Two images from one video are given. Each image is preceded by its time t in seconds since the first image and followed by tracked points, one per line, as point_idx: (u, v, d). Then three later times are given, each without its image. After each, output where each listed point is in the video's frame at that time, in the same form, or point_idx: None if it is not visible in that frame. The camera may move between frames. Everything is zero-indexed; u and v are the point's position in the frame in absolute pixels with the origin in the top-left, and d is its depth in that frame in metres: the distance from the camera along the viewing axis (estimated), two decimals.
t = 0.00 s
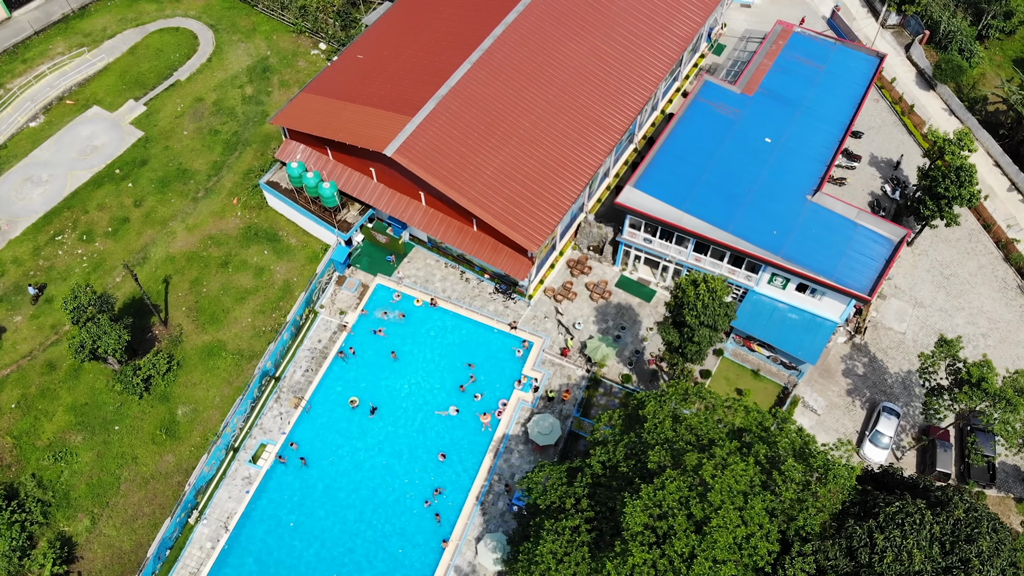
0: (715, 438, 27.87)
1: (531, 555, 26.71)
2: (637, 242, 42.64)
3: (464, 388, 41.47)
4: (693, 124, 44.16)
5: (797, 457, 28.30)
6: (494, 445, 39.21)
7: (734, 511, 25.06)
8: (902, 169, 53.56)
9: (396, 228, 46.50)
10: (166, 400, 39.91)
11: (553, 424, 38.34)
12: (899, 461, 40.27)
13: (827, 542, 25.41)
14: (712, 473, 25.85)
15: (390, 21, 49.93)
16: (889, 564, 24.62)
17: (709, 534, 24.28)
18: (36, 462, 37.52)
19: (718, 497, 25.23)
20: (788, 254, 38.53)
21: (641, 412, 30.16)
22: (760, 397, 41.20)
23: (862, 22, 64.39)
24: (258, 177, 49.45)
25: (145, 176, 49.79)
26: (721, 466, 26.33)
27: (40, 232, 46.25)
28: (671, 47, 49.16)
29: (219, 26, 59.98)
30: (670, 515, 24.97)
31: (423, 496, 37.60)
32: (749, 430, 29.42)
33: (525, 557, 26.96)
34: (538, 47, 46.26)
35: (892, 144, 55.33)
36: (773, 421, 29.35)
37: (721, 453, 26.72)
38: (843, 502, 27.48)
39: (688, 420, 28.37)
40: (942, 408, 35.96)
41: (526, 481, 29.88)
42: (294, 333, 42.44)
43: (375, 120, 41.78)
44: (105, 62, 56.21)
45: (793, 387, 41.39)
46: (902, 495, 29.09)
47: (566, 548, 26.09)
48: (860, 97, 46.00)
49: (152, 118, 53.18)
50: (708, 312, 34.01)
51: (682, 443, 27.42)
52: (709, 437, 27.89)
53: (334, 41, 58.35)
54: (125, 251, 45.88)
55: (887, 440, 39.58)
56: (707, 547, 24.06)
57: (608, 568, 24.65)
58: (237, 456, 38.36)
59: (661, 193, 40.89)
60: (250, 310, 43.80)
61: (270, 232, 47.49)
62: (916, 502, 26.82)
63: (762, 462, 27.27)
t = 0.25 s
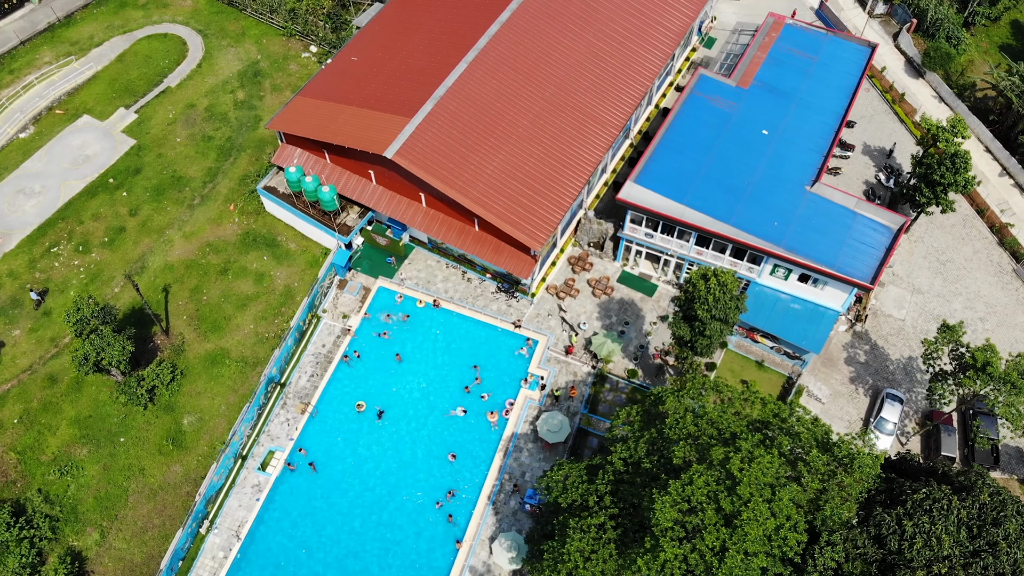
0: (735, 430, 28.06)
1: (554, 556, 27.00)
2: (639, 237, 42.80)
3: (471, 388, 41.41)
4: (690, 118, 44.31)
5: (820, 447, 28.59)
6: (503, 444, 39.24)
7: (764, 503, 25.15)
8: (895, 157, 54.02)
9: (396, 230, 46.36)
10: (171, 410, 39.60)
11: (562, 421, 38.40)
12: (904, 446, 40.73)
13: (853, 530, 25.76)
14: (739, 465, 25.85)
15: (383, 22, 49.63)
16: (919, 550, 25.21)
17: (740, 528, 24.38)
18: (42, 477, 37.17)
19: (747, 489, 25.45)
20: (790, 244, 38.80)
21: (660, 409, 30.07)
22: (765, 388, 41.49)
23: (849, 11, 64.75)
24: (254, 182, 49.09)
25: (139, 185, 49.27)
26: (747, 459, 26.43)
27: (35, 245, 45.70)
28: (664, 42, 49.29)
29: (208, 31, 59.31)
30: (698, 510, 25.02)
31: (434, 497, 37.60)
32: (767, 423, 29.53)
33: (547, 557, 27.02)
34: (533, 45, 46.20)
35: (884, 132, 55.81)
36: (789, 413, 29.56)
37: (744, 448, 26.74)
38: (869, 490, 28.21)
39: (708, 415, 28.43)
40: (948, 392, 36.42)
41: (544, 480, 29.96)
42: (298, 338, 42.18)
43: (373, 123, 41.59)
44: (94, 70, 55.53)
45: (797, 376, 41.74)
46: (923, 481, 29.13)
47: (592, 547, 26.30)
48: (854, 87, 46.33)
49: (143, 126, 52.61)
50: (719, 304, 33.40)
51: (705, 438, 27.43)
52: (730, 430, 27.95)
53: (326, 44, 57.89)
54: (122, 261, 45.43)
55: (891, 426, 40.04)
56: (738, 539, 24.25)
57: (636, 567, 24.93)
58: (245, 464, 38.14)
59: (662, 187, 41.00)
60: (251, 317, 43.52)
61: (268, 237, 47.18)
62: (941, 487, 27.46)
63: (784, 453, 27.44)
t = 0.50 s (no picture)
0: (752, 423, 27.98)
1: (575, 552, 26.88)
2: (640, 233, 42.97)
3: (477, 388, 41.39)
4: (688, 113, 44.43)
5: (838, 438, 28.72)
6: (511, 443, 39.27)
7: (788, 496, 25.22)
8: (889, 148, 54.38)
9: (397, 232, 46.25)
10: (176, 418, 39.36)
11: (569, 419, 38.46)
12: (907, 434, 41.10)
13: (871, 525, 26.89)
14: (762, 459, 25.74)
15: (377, 23, 49.39)
16: (942, 538, 26.04)
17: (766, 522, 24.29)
18: (48, 490, 36.87)
19: (770, 485, 24.98)
20: (792, 237, 39.04)
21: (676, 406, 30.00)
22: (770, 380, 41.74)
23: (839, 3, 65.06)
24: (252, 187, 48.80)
25: (135, 192, 48.86)
26: (769, 453, 26.24)
27: (31, 255, 45.25)
28: (659, 39, 49.37)
29: (199, 36, 58.78)
30: (724, 505, 24.94)
31: (444, 499, 37.59)
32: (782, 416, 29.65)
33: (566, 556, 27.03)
34: (530, 42, 46.03)
35: (878, 123, 56.16)
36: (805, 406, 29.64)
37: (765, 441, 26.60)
38: (891, 479, 28.87)
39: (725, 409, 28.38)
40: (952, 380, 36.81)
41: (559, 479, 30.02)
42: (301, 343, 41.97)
43: (372, 125, 41.44)
44: (85, 77, 54.97)
45: (801, 368, 42.02)
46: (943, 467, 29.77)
47: (614, 544, 26.10)
48: (850, 79, 46.62)
49: (137, 133, 52.15)
50: (728, 300, 33.32)
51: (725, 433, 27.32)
52: (748, 425, 27.93)
53: (319, 46, 57.45)
54: (121, 269, 45.07)
55: (894, 414, 40.43)
56: (764, 533, 24.32)
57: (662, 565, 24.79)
58: (253, 470, 37.99)
59: (664, 183, 41.10)
60: (254, 322, 43.31)
61: (268, 242, 46.94)
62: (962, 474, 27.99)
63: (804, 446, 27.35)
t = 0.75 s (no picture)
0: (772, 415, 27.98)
1: (599, 550, 26.43)
2: (642, 229, 43.18)
3: (483, 389, 41.39)
4: (686, 108, 44.58)
5: (859, 429, 28.98)
6: (520, 443, 39.31)
7: (817, 488, 25.14)
8: (882, 138, 54.83)
9: (397, 234, 46.13)
10: (182, 428, 39.08)
11: (578, 417, 38.55)
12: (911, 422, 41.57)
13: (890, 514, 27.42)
14: (787, 452, 25.69)
15: (371, 25, 49.13)
16: (968, 525, 26.42)
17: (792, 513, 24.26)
18: (55, 504, 36.52)
19: (798, 478, 25.01)
20: (793, 229, 39.28)
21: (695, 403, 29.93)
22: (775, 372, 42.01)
23: None
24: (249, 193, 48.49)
25: (131, 201, 48.40)
26: (793, 446, 26.20)
27: (28, 267, 44.74)
28: (654, 35, 49.47)
29: (189, 42, 58.17)
30: (750, 499, 24.85)
31: (455, 500, 37.58)
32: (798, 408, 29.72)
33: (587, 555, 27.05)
34: (526, 41, 45.90)
35: (871, 114, 56.57)
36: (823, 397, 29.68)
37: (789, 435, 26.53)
38: (913, 468, 29.05)
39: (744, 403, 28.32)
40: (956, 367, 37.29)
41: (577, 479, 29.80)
42: (306, 348, 41.78)
43: (371, 128, 41.26)
44: (75, 86, 54.33)
45: (805, 359, 42.36)
46: (965, 454, 29.87)
47: (638, 542, 25.79)
48: (844, 70, 46.98)
49: (130, 141, 51.61)
50: (739, 296, 32.96)
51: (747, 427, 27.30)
52: (767, 419, 27.86)
53: (311, 49, 57.10)
54: (120, 279, 44.66)
55: (898, 402, 40.89)
56: (792, 525, 24.18)
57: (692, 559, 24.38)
58: (263, 478, 37.80)
59: (665, 179, 41.19)
60: (257, 329, 43.06)
61: (268, 248, 46.67)
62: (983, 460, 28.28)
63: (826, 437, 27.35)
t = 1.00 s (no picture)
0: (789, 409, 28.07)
1: (624, 546, 25.95)
2: (643, 226, 43.35)
3: (490, 390, 41.39)
4: (684, 104, 44.76)
5: (877, 420, 29.12)
6: (529, 442, 39.35)
7: (841, 480, 25.33)
8: (876, 129, 55.24)
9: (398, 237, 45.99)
10: (189, 438, 38.83)
11: (587, 415, 38.65)
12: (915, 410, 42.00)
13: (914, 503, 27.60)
14: (811, 446, 25.64)
15: (365, 28, 48.87)
16: (992, 511, 26.62)
17: (818, 507, 24.31)
18: (63, 519, 36.22)
19: (823, 471, 25.09)
20: (795, 222, 39.55)
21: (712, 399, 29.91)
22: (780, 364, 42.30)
23: None
24: (247, 200, 48.19)
25: (128, 211, 47.97)
26: (816, 439, 26.15)
27: (26, 280, 44.26)
28: (649, 32, 49.59)
29: (180, 49, 57.61)
30: (776, 493, 24.73)
31: (466, 501, 37.58)
32: (812, 400, 29.84)
33: (608, 553, 27.06)
34: (523, 41, 45.86)
35: (864, 105, 56.95)
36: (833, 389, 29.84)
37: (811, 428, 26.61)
38: (934, 457, 29.05)
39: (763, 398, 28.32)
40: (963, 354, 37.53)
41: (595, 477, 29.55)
42: (311, 354, 41.60)
43: (371, 131, 41.09)
44: (66, 96, 53.73)
45: (808, 351, 42.67)
46: (984, 442, 30.13)
47: (664, 539, 25.13)
48: (838, 63, 47.36)
49: (125, 150, 51.09)
50: (749, 290, 33.04)
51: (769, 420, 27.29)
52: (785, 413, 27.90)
53: (303, 53, 56.90)
54: (119, 290, 44.28)
55: (902, 391, 41.31)
56: (819, 517, 24.31)
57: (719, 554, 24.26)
58: (272, 486, 37.63)
59: (666, 175, 41.33)
60: (260, 336, 42.82)
61: (268, 254, 46.41)
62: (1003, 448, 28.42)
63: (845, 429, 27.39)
